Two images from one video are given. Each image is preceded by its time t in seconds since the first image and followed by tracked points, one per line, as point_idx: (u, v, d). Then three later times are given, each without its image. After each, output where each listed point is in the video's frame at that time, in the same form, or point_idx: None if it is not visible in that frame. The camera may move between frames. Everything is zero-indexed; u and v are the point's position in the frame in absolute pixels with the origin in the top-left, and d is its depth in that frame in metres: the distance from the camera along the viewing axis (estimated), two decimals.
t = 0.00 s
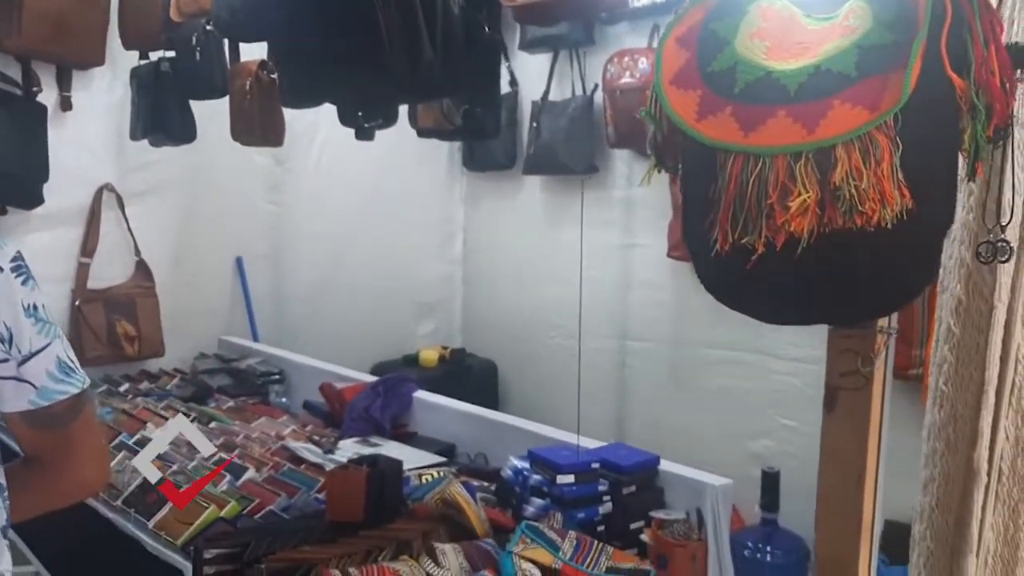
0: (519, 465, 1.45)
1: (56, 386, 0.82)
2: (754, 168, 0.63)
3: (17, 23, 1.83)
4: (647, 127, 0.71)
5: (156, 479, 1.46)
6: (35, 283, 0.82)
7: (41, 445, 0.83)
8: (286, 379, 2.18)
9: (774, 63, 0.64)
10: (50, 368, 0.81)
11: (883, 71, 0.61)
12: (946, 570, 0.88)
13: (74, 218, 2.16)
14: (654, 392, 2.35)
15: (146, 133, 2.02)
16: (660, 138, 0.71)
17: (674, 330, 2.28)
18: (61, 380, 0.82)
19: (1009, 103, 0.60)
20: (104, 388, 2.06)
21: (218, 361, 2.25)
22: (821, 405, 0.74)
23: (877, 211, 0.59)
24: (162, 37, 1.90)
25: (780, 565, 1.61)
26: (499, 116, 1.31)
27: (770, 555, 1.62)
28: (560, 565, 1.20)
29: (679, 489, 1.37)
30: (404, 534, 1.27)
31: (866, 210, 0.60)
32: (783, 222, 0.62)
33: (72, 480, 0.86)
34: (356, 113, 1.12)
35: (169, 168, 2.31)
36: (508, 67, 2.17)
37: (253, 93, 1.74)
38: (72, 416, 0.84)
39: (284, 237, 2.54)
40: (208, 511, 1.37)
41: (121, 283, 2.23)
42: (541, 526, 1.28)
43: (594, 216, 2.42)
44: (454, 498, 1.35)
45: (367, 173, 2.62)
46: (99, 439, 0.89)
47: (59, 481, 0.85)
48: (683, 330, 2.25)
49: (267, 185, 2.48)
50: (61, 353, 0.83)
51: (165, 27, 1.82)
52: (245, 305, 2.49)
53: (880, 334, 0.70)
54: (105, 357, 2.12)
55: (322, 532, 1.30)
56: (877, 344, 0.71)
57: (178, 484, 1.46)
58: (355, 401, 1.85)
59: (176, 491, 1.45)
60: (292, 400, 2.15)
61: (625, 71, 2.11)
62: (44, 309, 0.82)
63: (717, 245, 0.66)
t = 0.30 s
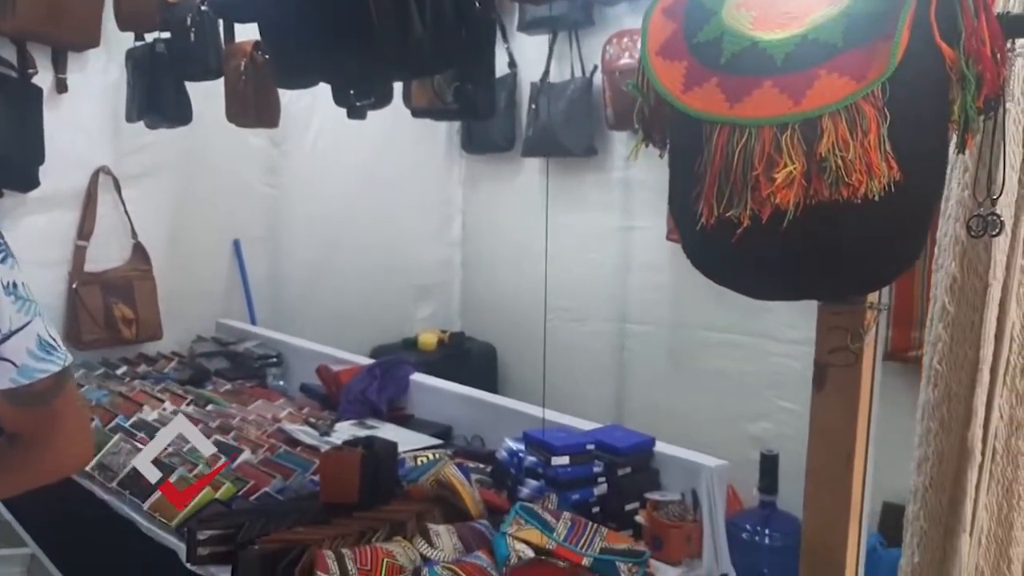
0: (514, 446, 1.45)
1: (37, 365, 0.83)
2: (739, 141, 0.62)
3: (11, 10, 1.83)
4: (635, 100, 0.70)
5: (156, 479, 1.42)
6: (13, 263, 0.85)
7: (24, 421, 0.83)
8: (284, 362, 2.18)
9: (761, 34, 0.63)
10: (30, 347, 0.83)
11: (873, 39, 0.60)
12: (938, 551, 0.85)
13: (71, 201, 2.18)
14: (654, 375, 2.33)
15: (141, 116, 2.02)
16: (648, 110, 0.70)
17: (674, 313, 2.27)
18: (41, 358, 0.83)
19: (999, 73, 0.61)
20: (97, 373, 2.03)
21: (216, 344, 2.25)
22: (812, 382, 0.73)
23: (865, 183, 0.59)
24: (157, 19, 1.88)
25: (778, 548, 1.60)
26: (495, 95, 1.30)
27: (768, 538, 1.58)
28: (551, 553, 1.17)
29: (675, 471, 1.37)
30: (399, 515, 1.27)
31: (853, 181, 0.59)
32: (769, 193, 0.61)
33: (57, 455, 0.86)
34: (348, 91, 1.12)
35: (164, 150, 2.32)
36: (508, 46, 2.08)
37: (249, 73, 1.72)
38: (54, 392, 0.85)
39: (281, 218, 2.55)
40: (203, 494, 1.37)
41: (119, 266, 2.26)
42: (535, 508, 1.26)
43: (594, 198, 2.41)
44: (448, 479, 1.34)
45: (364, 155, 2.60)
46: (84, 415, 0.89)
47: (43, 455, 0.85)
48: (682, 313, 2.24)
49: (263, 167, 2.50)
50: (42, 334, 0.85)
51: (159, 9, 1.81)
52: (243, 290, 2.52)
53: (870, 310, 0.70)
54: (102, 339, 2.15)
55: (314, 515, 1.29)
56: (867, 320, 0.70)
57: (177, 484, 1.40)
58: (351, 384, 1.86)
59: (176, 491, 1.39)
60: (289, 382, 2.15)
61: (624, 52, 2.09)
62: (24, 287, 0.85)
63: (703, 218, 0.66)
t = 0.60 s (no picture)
0: (512, 432, 1.44)
1: (22, 347, 0.78)
2: (730, 117, 0.63)
3: None
4: (626, 77, 0.71)
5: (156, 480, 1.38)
6: None
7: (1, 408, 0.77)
8: (284, 347, 2.18)
9: (751, 8, 0.62)
10: (14, 329, 0.77)
11: (864, 14, 0.59)
12: (935, 535, 0.84)
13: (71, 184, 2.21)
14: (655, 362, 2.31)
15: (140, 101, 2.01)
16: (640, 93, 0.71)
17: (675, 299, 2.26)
18: (27, 340, 0.78)
19: (990, 50, 0.61)
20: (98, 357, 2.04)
21: (216, 330, 2.26)
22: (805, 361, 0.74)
23: (855, 159, 0.59)
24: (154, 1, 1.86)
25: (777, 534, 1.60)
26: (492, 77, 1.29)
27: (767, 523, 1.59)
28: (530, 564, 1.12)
29: (673, 457, 1.36)
30: (394, 500, 1.26)
31: (844, 159, 0.60)
32: (757, 170, 0.62)
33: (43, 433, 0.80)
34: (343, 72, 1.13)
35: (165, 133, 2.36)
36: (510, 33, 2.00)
37: (247, 56, 1.72)
38: (38, 374, 0.78)
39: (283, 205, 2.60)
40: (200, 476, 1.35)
41: (119, 252, 2.30)
42: (531, 492, 1.25)
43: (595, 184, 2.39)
44: (446, 463, 1.34)
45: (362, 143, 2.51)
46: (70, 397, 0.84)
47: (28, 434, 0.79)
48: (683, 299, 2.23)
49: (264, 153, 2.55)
50: (26, 315, 0.79)
51: None
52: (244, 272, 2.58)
53: (864, 292, 0.70)
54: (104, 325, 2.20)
55: (311, 498, 1.29)
56: (861, 301, 0.71)
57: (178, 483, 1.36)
58: (350, 369, 1.87)
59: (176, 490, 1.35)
60: (289, 367, 2.14)
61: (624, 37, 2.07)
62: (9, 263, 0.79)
63: (692, 196, 0.66)
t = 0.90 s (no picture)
0: (514, 413, 1.43)
1: (11, 324, 0.78)
2: (733, 86, 0.62)
3: None
4: (628, 46, 0.71)
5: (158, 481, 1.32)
6: None
7: None
8: (286, 327, 2.17)
9: None
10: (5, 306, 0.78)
11: None
12: (940, 516, 0.83)
13: (71, 163, 2.26)
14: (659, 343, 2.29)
15: (141, 78, 1.99)
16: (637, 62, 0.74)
17: (679, 280, 2.24)
18: (15, 317, 0.79)
19: (1007, 15, 0.60)
20: (98, 337, 2.03)
21: (217, 310, 2.25)
22: (809, 339, 0.76)
23: (861, 129, 0.59)
24: None
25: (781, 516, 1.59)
26: (493, 52, 1.28)
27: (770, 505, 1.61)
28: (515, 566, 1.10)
29: (676, 438, 1.35)
30: (394, 480, 1.25)
31: (849, 128, 0.60)
32: (761, 140, 0.62)
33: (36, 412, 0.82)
34: (341, 46, 1.12)
35: (163, 112, 2.40)
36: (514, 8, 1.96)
37: (247, 33, 1.69)
38: (30, 352, 0.80)
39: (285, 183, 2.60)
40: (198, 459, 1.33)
41: (119, 231, 2.35)
42: (533, 474, 1.25)
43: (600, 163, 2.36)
44: (447, 444, 1.33)
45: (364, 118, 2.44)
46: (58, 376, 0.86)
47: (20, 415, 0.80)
48: (687, 280, 2.21)
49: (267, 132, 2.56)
50: (16, 294, 0.81)
51: None
52: (243, 254, 2.65)
53: (869, 268, 0.70)
54: (104, 304, 2.24)
55: (311, 478, 1.28)
56: (866, 278, 0.70)
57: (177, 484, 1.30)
58: (352, 349, 1.86)
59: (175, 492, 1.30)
60: (290, 347, 2.13)
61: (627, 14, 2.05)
62: None
63: (695, 167, 0.66)
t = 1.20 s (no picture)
0: (520, 395, 1.41)
1: (8, 306, 0.76)
2: (754, 55, 0.64)
3: None
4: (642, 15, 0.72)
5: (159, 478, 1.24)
6: None
7: None
8: (290, 308, 2.16)
9: None
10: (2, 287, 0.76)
11: None
12: (957, 502, 0.80)
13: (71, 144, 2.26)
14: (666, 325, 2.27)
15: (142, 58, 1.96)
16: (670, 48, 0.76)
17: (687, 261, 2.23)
18: (13, 299, 0.76)
19: None
20: (101, 318, 2.02)
21: (220, 291, 2.24)
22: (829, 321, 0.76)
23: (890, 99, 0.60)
24: None
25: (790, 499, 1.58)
26: (499, 28, 1.26)
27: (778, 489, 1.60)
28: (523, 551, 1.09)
29: (684, 421, 1.33)
30: (400, 463, 1.24)
31: (878, 98, 0.61)
32: (784, 110, 0.64)
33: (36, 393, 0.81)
34: (344, 22, 1.10)
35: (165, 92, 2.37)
36: None
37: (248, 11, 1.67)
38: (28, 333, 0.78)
39: (290, 165, 2.55)
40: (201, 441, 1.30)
41: (122, 211, 2.34)
42: (540, 456, 1.23)
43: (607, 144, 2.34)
44: (453, 427, 1.32)
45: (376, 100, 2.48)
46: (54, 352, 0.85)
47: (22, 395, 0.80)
48: (694, 261, 2.20)
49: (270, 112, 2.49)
50: (11, 274, 0.78)
51: None
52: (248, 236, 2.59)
53: (891, 247, 0.71)
54: (107, 286, 2.24)
55: (315, 461, 1.26)
56: (888, 256, 0.71)
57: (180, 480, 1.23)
58: (356, 330, 1.85)
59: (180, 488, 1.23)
60: (294, 329, 2.11)
61: None
62: None
63: (713, 140, 0.67)
